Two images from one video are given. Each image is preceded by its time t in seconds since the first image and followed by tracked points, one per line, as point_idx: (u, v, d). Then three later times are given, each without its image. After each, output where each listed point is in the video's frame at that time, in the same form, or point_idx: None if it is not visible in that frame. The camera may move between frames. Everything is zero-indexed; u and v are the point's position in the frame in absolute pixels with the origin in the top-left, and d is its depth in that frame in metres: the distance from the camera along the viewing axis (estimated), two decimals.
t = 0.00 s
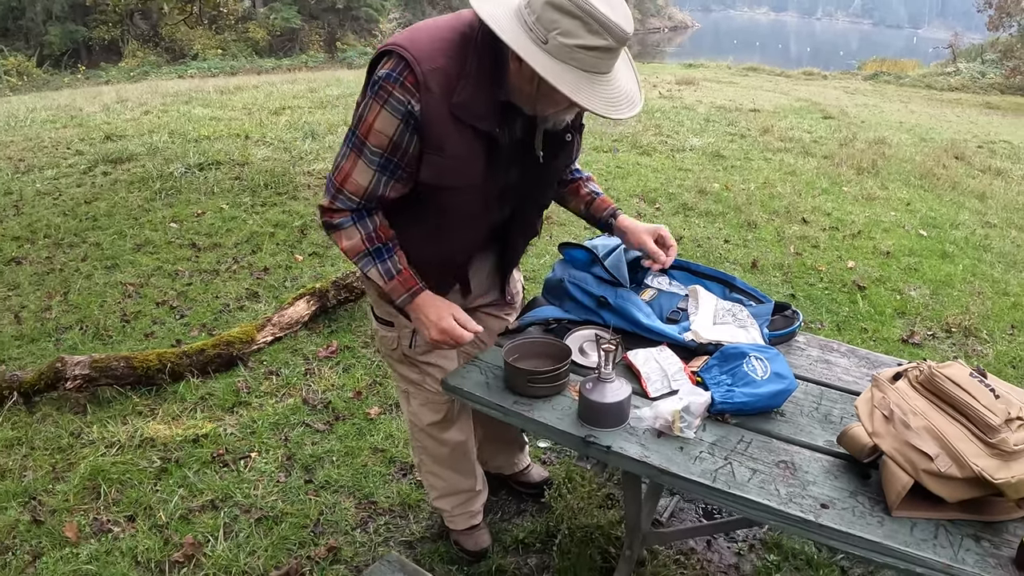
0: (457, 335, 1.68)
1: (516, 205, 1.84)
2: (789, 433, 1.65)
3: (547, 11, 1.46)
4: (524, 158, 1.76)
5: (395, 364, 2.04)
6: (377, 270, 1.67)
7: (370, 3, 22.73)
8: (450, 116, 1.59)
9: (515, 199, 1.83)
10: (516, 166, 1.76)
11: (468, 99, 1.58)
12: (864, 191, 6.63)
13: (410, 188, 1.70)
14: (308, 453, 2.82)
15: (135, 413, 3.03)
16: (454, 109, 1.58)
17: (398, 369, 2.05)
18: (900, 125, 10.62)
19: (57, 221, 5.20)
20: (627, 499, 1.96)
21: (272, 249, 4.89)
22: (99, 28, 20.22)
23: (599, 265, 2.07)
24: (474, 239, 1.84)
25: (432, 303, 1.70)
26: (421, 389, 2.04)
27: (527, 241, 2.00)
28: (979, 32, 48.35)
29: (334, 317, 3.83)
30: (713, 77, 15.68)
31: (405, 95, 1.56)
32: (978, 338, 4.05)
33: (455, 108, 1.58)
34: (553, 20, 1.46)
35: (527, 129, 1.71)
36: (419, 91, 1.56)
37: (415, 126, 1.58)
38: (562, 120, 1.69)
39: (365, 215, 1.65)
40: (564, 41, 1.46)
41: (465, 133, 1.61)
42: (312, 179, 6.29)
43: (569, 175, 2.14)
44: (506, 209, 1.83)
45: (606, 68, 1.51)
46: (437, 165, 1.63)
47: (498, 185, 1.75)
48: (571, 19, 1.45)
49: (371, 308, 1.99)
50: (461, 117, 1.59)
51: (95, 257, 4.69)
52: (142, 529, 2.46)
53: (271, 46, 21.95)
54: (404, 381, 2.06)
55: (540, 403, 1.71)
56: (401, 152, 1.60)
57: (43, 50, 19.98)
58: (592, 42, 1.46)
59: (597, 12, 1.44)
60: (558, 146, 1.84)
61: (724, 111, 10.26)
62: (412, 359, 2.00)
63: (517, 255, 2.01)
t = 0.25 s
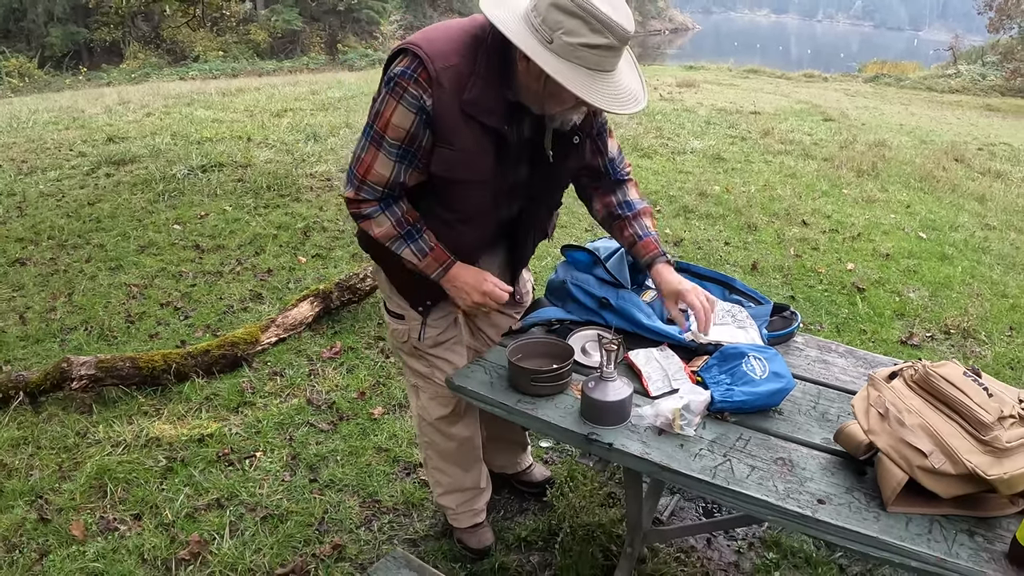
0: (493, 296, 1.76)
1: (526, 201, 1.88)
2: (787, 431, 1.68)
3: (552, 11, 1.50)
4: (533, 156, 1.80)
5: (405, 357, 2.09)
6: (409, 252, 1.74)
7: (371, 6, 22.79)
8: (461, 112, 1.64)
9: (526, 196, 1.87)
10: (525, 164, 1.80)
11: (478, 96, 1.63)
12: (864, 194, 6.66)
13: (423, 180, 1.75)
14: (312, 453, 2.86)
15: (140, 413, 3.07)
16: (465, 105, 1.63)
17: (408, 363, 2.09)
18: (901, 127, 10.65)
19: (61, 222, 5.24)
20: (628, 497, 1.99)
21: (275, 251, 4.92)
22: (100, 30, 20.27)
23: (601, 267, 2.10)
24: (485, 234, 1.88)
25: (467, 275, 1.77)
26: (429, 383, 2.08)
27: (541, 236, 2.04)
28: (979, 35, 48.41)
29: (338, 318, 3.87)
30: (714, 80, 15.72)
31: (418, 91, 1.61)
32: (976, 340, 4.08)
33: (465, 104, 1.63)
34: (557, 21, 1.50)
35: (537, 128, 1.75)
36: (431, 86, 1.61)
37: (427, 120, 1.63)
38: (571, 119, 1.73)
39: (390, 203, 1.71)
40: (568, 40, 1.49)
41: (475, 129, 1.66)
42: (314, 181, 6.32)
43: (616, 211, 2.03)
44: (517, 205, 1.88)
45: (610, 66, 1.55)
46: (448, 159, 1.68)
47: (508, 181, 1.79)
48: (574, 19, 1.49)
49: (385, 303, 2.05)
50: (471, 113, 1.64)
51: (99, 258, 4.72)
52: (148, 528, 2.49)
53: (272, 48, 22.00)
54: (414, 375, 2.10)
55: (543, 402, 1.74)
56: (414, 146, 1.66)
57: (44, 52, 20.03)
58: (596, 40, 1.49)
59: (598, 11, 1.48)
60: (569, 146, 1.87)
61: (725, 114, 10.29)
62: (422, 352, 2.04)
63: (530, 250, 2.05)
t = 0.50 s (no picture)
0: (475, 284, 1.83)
1: (521, 207, 1.91)
2: (779, 430, 1.71)
3: (542, 19, 1.55)
4: (527, 163, 1.84)
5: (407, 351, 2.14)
6: (403, 237, 1.80)
7: (372, 9, 22.88)
8: (452, 111, 1.71)
9: (520, 202, 1.90)
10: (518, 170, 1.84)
11: (470, 96, 1.70)
12: (863, 197, 6.70)
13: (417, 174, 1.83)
14: (314, 453, 2.89)
15: (143, 413, 3.10)
16: (456, 104, 1.70)
17: (410, 357, 2.15)
18: (900, 131, 10.68)
19: (63, 225, 5.28)
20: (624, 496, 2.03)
21: (277, 253, 4.96)
22: (102, 32, 20.34)
23: (599, 270, 2.14)
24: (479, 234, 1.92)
25: (455, 263, 1.83)
26: (429, 376, 2.12)
27: (540, 244, 2.06)
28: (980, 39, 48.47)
29: (339, 321, 3.90)
30: (714, 83, 15.77)
31: (413, 87, 1.70)
32: (973, 342, 4.11)
33: (457, 103, 1.70)
34: (547, 28, 1.55)
35: (530, 135, 1.79)
36: (425, 83, 1.70)
37: (420, 115, 1.72)
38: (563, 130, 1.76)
39: (385, 191, 1.80)
40: (555, 47, 1.54)
41: (465, 128, 1.72)
42: (316, 184, 6.36)
43: (624, 232, 2.06)
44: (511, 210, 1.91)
45: (596, 75, 1.58)
46: (437, 154, 1.75)
47: (499, 183, 1.83)
48: (562, 28, 1.53)
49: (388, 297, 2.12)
50: (462, 112, 1.70)
51: (102, 261, 4.76)
52: (152, 527, 2.52)
53: (274, 51, 22.07)
54: (416, 369, 2.15)
55: (540, 401, 1.77)
56: (406, 138, 1.74)
57: (46, 55, 20.09)
58: (581, 49, 1.53)
59: (585, 21, 1.52)
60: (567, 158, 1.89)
61: (725, 117, 10.33)
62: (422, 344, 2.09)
63: (529, 257, 2.07)
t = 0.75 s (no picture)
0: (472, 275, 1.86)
1: (522, 197, 1.93)
2: (776, 431, 1.73)
3: None
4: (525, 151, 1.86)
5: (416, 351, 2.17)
6: (401, 228, 1.85)
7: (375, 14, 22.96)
8: (448, 98, 1.75)
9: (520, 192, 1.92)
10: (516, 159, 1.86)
11: (464, 83, 1.74)
12: (863, 202, 6.72)
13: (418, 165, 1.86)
14: (317, 454, 2.91)
15: (147, 414, 3.13)
16: (451, 91, 1.74)
17: (419, 358, 2.18)
18: (901, 135, 10.71)
19: (67, 228, 5.31)
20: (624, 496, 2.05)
21: (280, 257, 4.99)
22: (104, 36, 20.41)
23: (598, 272, 2.17)
24: (482, 225, 1.94)
25: (450, 254, 1.87)
26: (437, 377, 2.15)
27: (543, 238, 2.07)
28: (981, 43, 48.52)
29: (341, 324, 3.93)
30: (715, 88, 15.80)
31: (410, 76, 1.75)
32: (972, 346, 4.13)
33: (452, 90, 1.74)
34: (530, 7, 1.62)
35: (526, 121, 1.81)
36: (421, 72, 1.74)
37: (417, 103, 1.76)
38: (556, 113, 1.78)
39: (386, 181, 1.85)
40: (536, 23, 1.60)
41: (460, 114, 1.76)
42: (318, 188, 6.39)
43: (624, 226, 2.08)
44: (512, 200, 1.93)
45: (578, 51, 1.62)
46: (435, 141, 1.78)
47: (498, 171, 1.85)
48: (545, 6, 1.60)
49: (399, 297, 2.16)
50: (457, 99, 1.74)
51: (106, 264, 4.79)
52: (155, 527, 2.54)
53: (276, 56, 22.15)
54: (425, 370, 2.18)
55: (541, 402, 1.80)
56: (405, 127, 1.78)
57: (49, 58, 20.17)
58: (561, 23, 1.59)
59: None
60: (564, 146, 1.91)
61: (726, 122, 10.37)
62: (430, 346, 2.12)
63: (533, 251, 2.09)
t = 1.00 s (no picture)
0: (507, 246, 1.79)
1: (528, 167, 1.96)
2: (774, 434, 1.74)
3: None
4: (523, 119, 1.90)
5: (424, 361, 2.18)
6: (423, 213, 1.84)
7: (377, 18, 23.03)
8: (444, 74, 1.79)
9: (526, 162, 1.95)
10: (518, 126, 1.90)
11: (458, 58, 1.78)
12: (864, 206, 6.72)
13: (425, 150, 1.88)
14: (317, 457, 2.92)
15: (148, 416, 3.14)
16: (447, 66, 1.78)
17: (427, 368, 2.18)
18: (902, 139, 10.71)
19: (69, 230, 5.32)
20: (622, 499, 2.05)
21: (281, 260, 5.00)
22: (107, 39, 20.48)
23: (598, 276, 2.15)
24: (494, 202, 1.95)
25: (478, 229, 1.82)
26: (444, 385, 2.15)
27: (553, 217, 2.08)
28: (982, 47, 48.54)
29: (342, 327, 3.94)
30: (717, 92, 15.82)
31: (405, 59, 1.78)
32: (973, 350, 4.13)
33: (447, 66, 1.78)
34: None
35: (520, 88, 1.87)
36: (415, 54, 1.78)
37: (415, 84, 1.79)
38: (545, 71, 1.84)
39: (397, 170, 1.85)
40: None
41: (459, 88, 1.80)
42: (319, 192, 6.40)
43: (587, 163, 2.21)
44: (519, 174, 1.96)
45: (558, 3, 1.69)
46: (440, 119, 1.81)
47: (503, 141, 1.89)
48: None
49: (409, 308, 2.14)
50: (453, 73, 1.79)
51: (107, 266, 4.80)
52: (155, 528, 2.55)
53: (278, 59, 22.21)
54: (432, 380, 2.18)
55: (539, 405, 1.81)
56: (409, 111, 1.80)
57: (51, 61, 20.24)
58: None
59: None
60: (559, 112, 1.96)
61: (727, 126, 10.38)
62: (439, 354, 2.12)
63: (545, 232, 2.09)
